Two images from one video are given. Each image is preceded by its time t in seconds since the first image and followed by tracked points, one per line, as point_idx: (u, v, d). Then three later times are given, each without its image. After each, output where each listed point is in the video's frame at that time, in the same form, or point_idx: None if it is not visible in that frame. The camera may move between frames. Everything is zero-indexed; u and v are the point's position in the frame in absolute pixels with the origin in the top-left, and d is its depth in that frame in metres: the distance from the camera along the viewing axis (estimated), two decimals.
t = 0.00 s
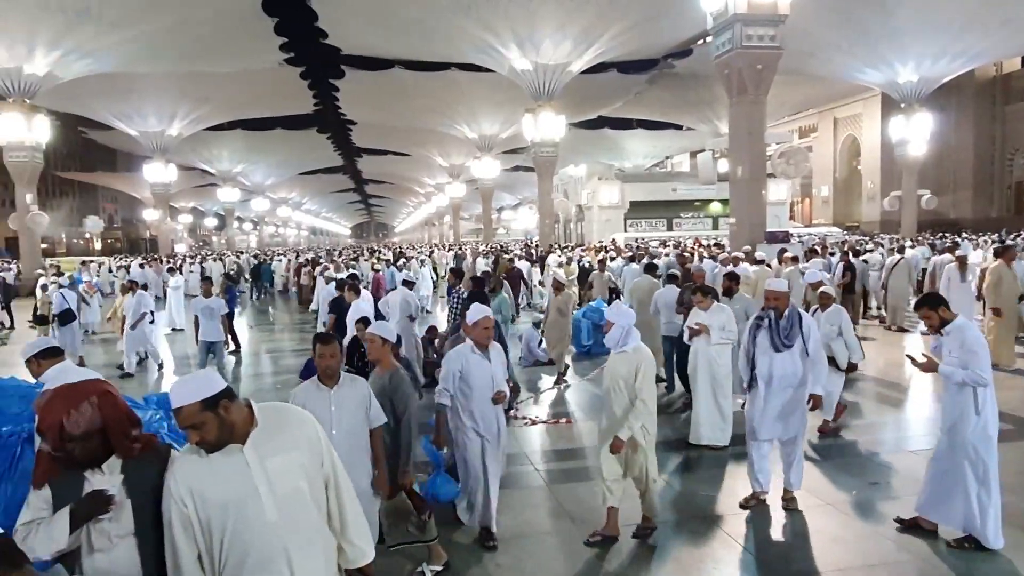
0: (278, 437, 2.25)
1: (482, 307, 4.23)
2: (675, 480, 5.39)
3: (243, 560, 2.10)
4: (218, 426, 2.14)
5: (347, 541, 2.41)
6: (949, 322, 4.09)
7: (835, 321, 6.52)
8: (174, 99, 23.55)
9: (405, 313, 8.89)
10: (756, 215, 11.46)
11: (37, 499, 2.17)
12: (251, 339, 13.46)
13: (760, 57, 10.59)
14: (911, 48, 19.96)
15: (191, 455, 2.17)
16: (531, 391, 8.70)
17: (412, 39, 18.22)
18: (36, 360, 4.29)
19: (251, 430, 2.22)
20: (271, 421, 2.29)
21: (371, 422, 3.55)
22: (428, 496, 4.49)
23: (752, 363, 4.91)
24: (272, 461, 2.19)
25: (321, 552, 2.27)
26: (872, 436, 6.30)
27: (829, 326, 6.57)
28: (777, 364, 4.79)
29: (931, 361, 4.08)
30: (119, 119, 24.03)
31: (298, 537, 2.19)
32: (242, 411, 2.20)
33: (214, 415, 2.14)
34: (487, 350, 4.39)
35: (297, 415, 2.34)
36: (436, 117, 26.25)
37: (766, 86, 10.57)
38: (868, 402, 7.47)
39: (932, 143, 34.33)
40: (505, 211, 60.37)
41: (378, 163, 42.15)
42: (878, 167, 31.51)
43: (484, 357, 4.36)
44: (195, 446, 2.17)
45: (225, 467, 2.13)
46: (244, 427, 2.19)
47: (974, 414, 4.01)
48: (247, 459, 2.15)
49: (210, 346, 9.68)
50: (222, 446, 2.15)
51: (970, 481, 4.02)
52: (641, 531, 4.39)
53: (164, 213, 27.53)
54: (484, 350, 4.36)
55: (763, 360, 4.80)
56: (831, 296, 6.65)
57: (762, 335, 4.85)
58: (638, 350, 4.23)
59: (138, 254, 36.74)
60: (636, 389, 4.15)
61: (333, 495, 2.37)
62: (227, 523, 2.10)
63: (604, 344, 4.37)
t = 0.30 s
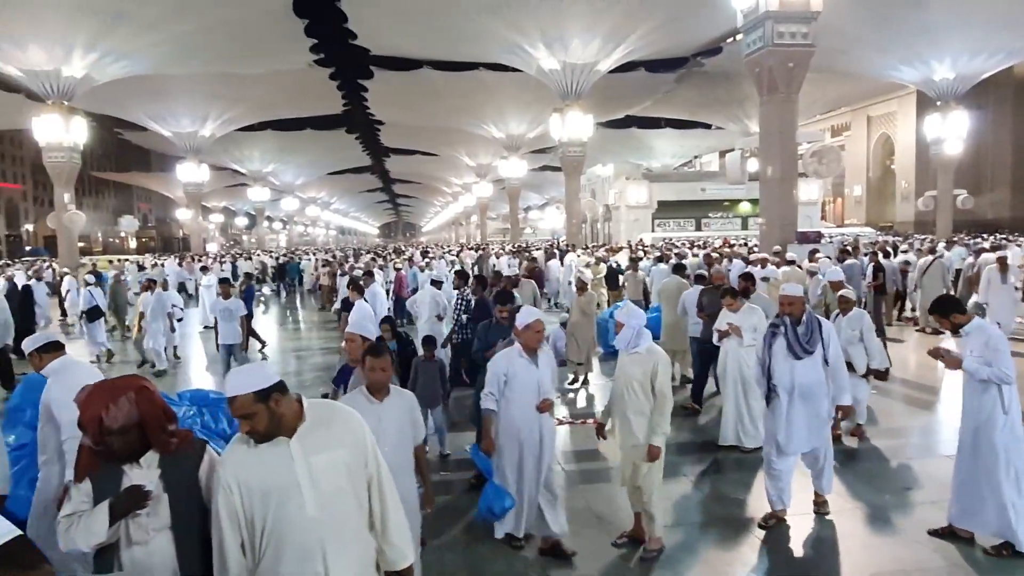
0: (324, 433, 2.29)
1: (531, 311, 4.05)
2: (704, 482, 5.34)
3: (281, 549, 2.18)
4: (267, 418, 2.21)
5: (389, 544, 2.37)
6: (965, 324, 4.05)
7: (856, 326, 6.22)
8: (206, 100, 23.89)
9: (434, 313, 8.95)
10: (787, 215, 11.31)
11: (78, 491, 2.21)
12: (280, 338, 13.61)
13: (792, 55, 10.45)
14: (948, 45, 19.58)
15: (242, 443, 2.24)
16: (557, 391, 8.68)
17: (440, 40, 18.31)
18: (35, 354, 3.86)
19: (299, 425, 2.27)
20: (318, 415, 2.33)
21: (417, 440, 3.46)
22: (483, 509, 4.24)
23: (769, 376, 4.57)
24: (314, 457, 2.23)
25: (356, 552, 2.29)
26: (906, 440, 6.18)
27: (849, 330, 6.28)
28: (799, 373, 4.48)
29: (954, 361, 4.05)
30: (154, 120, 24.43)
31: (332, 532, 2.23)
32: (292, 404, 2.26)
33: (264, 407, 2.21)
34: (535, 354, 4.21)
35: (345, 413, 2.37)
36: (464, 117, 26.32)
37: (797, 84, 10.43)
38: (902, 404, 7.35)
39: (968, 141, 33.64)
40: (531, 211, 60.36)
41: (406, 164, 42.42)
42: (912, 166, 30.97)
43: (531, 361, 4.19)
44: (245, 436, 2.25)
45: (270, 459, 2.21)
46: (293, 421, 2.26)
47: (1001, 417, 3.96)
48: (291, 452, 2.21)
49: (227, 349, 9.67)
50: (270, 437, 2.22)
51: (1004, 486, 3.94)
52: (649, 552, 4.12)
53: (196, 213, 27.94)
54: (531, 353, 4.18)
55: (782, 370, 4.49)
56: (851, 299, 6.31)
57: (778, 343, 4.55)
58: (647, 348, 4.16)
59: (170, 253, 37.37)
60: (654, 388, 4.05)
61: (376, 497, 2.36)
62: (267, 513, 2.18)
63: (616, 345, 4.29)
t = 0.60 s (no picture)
0: (368, 431, 2.31)
1: (591, 312, 3.89)
2: (732, 482, 5.31)
3: (314, 541, 2.22)
4: (314, 411, 2.23)
5: (425, 551, 2.37)
6: (987, 325, 3.98)
7: (872, 329, 6.05)
8: (237, 101, 24.20)
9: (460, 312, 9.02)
10: (817, 214, 11.15)
11: (115, 486, 2.26)
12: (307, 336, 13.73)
13: (823, 51, 10.31)
14: (985, 39, 19.15)
15: (289, 436, 2.28)
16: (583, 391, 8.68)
17: (467, 39, 18.36)
18: (30, 356, 4.02)
19: (344, 421, 2.30)
20: (361, 412, 2.35)
21: (473, 439, 3.47)
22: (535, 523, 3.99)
23: (789, 378, 4.31)
24: (354, 455, 2.27)
25: (388, 553, 2.30)
26: (941, 443, 6.06)
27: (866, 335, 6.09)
28: (820, 375, 4.22)
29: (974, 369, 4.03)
30: (186, 121, 24.82)
31: (366, 529, 2.26)
32: (339, 401, 2.28)
33: (312, 401, 2.23)
34: (593, 357, 4.03)
35: (389, 415, 2.38)
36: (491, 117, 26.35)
37: (828, 81, 10.27)
38: (935, 406, 7.21)
39: (1006, 138, 32.90)
40: (558, 210, 60.25)
41: (432, 163, 42.60)
42: (947, 163, 30.37)
43: (590, 364, 4.01)
44: (290, 427, 2.28)
45: (313, 453, 2.24)
46: (338, 417, 2.28)
47: None
48: (334, 448, 2.25)
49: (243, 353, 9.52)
50: (315, 430, 2.25)
51: None
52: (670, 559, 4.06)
53: (226, 213, 28.33)
54: (591, 358, 4.01)
55: (801, 374, 4.21)
56: (862, 301, 6.13)
57: (796, 349, 4.31)
58: (666, 349, 4.11)
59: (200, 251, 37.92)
60: (677, 388, 3.98)
61: (414, 502, 2.37)
62: (304, 503, 2.22)
63: (642, 346, 4.26)
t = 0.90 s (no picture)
0: (391, 433, 2.33)
1: (645, 315, 3.72)
2: (752, 484, 5.28)
3: (333, 542, 2.23)
4: (340, 409, 2.25)
5: (444, 553, 2.39)
6: (1009, 327, 3.95)
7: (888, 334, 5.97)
8: (260, 102, 24.42)
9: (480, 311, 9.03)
10: (840, 214, 11.03)
11: (142, 479, 2.30)
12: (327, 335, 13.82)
13: (847, 50, 10.20)
14: (1014, 35, 18.82)
15: (313, 434, 2.30)
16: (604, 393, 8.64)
17: (488, 39, 18.38)
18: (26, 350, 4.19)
19: (367, 421, 2.32)
20: (383, 415, 2.37)
21: (520, 460, 3.22)
22: (583, 537, 3.79)
23: (798, 384, 4.18)
24: (374, 457, 2.28)
25: (406, 555, 2.31)
26: (965, 446, 5.98)
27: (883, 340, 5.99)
28: (830, 388, 4.06)
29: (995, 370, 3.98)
30: (209, 122, 25.06)
31: (384, 531, 2.27)
32: (363, 400, 2.30)
33: (338, 399, 2.24)
34: (645, 363, 3.81)
35: (413, 418, 2.40)
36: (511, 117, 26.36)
37: (852, 80, 10.15)
38: (961, 410, 7.11)
39: None
40: (578, 210, 60.08)
41: (452, 163, 42.67)
42: (974, 162, 29.89)
43: (642, 371, 3.79)
44: (313, 425, 2.31)
45: (334, 454, 2.26)
46: (362, 418, 2.30)
47: None
48: (356, 450, 2.27)
49: (247, 354, 9.50)
50: (338, 429, 2.27)
51: None
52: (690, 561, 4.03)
53: (248, 212, 28.60)
54: (643, 363, 3.80)
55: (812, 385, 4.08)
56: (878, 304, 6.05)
57: (811, 355, 4.14)
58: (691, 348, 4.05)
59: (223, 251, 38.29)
60: (699, 390, 3.94)
61: (434, 503, 2.38)
62: (324, 499, 2.24)
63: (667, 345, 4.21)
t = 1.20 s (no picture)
0: (388, 437, 2.33)
1: (699, 318, 3.45)
2: (777, 486, 5.22)
3: (340, 546, 2.24)
4: (335, 416, 2.24)
5: (448, 550, 2.40)
6: None
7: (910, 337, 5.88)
8: (285, 102, 24.63)
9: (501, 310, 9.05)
10: (867, 213, 10.86)
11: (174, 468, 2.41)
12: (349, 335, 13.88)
13: (875, 46, 10.06)
14: None
15: (308, 440, 2.29)
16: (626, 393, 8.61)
17: (511, 39, 18.38)
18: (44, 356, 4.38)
19: (365, 425, 2.32)
20: (382, 419, 2.37)
21: (571, 471, 3.05)
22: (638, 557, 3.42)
23: (817, 386, 4.13)
24: (374, 460, 2.28)
25: (410, 556, 2.31)
26: (995, 448, 5.87)
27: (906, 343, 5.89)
28: (846, 392, 4.00)
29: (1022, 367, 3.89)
30: (235, 122, 25.33)
31: (388, 531, 2.28)
32: (358, 404, 2.29)
33: (332, 407, 2.24)
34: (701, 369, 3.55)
35: (411, 416, 2.42)
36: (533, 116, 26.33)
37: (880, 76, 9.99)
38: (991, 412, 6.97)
39: None
40: (601, 209, 59.81)
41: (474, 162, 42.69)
42: (1005, 160, 29.29)
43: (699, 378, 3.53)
44: (310, 433, 2.29)
45: (334, 459, 2.26)
46: (359, 422, 2.30)
47: None
48: (355, 455, 2.26)
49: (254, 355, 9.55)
50: (336, 435, 2.27)
51: None
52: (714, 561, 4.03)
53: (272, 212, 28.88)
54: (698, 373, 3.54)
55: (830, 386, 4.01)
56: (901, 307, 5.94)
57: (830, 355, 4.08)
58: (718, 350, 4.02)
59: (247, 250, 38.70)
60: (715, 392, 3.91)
61: (436, 501, 2.40)
62: (327, 502, 2.24)
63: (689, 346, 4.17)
